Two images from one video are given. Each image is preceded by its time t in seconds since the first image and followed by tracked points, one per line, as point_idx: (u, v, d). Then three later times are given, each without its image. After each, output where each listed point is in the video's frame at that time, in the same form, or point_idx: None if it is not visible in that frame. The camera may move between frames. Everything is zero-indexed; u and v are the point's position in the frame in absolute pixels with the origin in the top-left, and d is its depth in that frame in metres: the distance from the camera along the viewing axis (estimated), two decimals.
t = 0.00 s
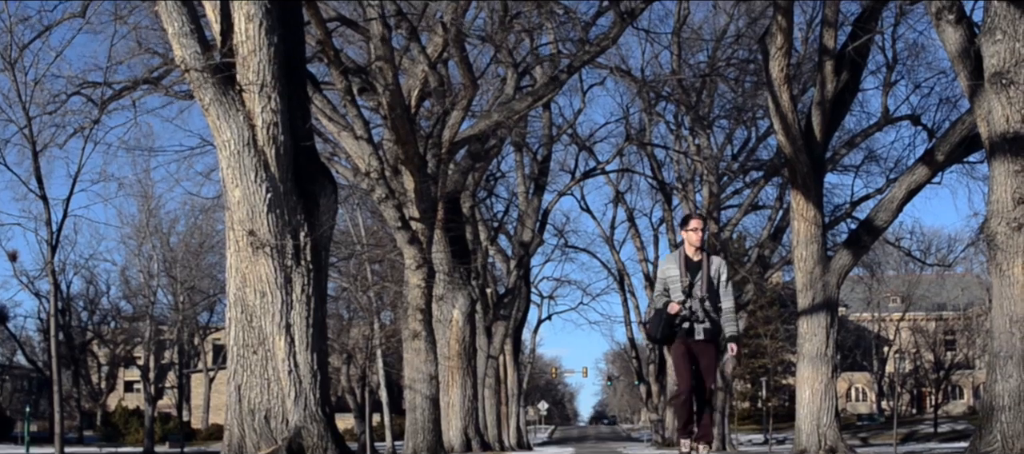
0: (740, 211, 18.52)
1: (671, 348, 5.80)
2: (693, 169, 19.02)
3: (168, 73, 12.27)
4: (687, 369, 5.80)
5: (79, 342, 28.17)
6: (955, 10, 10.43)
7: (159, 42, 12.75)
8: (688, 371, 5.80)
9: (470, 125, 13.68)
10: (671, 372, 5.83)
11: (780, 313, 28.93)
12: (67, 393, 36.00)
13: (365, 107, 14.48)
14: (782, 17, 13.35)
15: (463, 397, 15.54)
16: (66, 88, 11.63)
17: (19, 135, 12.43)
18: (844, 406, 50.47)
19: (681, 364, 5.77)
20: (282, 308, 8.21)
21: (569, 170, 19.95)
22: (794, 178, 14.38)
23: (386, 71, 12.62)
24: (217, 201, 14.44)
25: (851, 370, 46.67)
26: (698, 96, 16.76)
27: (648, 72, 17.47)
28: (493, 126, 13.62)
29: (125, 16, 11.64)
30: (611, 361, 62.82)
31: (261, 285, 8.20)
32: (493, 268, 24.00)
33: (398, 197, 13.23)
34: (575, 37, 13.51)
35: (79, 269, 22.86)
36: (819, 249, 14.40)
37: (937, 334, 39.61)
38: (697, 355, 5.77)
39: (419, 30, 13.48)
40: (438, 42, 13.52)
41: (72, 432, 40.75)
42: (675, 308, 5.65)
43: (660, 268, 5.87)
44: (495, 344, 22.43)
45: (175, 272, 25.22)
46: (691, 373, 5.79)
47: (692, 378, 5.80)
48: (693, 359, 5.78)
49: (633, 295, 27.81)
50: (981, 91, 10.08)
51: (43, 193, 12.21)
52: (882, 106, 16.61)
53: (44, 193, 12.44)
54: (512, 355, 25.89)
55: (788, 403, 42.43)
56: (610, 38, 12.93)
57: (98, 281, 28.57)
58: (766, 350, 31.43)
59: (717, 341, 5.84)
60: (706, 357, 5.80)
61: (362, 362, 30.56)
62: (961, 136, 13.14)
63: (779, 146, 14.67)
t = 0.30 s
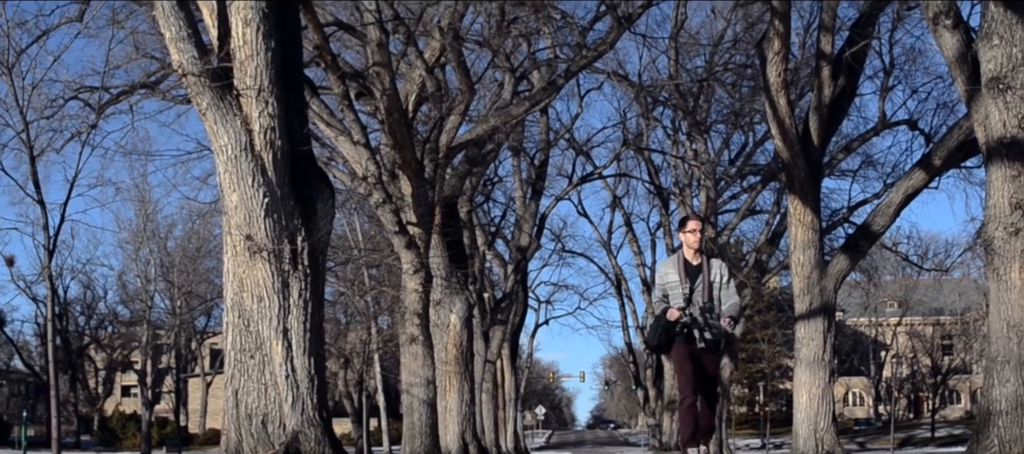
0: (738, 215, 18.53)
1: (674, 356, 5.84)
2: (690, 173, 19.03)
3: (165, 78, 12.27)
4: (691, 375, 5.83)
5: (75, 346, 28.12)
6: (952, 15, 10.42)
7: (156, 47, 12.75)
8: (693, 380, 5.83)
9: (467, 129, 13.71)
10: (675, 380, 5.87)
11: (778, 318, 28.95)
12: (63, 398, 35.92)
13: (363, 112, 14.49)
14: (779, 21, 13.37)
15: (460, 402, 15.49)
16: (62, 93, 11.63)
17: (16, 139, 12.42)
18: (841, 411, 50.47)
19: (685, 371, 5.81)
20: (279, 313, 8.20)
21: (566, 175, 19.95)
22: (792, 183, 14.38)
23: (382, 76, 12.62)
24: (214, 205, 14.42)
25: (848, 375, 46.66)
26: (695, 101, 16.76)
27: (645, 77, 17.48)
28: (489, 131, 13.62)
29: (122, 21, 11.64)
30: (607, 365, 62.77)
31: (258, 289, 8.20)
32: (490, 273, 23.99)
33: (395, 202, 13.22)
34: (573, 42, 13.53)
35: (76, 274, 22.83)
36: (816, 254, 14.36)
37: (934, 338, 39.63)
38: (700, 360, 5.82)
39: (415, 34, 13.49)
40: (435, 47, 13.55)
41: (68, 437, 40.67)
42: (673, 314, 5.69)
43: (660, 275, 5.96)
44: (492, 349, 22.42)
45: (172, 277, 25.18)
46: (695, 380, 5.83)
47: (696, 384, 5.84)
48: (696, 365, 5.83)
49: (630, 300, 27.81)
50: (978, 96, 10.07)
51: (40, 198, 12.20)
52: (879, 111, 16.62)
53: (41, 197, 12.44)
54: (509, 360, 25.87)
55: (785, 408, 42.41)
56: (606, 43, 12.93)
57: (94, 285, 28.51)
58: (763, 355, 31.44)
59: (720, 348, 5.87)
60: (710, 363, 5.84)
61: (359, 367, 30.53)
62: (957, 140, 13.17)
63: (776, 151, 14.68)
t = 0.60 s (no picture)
0: (734, 221, 18.53)
1: (674, 350, 5.84)
2: (688, 179, 19.04)
3: (162, 83, 12.27)
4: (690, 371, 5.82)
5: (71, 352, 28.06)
6: (949, 21, 10.45)
7: (153, 52, 12.75)
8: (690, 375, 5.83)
9: (464, 135, 13.73)
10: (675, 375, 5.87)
11: (774, 324, 28.96)
12: (59, 403, 35.84)
13: (359, 117, 14.48)
14: (776, 27, 13.40)
15: (458, 407, 15.12)
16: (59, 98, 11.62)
17: (13, 144, 12.41)
18: (838, 417, 50.48)
19: (684, 366, 5.81)
20: (276, 319, 8.19)
21: (563, 180, 19.95)
22: (788, 189, 14.40)
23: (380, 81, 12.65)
24: (211, 211, 14.41)
25: (845, 381, 46.67)
26: (692, 106, 16.78)
27: (642, 82, 17.49)
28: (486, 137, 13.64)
29: (120, 26, 11.64)
30: (605, 371, 62.71)
31: (255, 296, 8.15)
32: (487, 279, 23.98)
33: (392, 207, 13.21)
34: (570, 47, 13.54)
35: (73, 279, 22.79)
36: (813, 260, 14.43)
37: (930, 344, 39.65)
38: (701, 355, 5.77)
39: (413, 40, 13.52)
40: (432, 53, 13.56)
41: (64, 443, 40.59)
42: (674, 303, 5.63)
43: (661, 259, 5.91)
44: (489, 355, 22.39)
45: (169, 282, 25.15)
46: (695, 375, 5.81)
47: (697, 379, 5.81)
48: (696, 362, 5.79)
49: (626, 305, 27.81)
50: (975, 101, 10.08)
51: (36, 202, 12.18)
52: (876, 117, 16.63)
53: (38, 202, 12.43)
54: (506, 365, 25.84)
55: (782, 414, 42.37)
56: (604, 48, 12.96)
57: (91, 291, 28.46)
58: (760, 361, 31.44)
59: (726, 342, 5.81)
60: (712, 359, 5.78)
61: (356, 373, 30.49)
62: (954, 147, 13.19)
63: (773, 157, 14.70)
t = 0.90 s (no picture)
0: (731, 228, 18.53)
1: (683, 354, 5.93)
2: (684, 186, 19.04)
3: (158, 90, 12.27)
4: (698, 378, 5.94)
5: (67, 359, 27.99)
6: (945, 28, 10.45)
7: (150, 59, 12.75)
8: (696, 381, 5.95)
9: (460, 142, 13.74)
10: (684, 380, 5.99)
11: (771, 331, 28.97)
12: (56, 410, 35.75)
13: (356, 124, 14.48)
14: (772, 35, 13.41)
15: (454, 414, 15.02)
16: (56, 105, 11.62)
17: (9, 151, 12.40)
18: (835, 424, 50.46)
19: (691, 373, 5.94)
20: (273, 325, 8.16)
21: (559, 187, 19.94)
22: (784, 196, 14.43)
23: (377, 88, 12.65)
24: (207, 218, 14.39)
25: (841, 388, 46.68)
26: (688, 114, 16.78)
27: (639, 89, 17.50)
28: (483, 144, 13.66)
29: (116, 33, 11.64)
30: (601, 377, 62.67)
31: (252, 303, 8.14)
32: (484, 285, 23.96)
33: (388, 214, 13.20)
34: (567, 54, 13.55)
35: (70, 286, 22.74)
36: (810, 266, 14.38)
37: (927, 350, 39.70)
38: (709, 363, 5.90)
39: (409, 47, 13.52)
40: (429, 60, 13.56)
41: (60, 450, 40.49)
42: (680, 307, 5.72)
43: (667, 261, 5.97)
44: (485, 361, 22.36)
45: (165, 289, 25.11)
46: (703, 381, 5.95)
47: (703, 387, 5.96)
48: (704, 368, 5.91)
49: (623, 312, 27.80)
50: (972, 108, 10.09)
51: (32, 209, 12.17)
52: (872, 124, 16.65)
53: (35, 209, 12.41)
54: (502, 372, 25.81)
55: (778, 421, 42.35)
56: (600, 56, 12.97)
57: (87, 298, 28.40)
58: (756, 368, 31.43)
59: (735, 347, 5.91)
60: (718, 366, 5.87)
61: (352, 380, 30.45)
62: (950, 154, 13.22)
63: (769, 164, 14.70)
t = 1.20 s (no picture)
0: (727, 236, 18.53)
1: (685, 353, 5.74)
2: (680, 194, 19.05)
3: (155, 98, 12.26)
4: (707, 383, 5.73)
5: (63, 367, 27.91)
6: (941, 37, 10.46)
7: (146, 67, 12.74)
8: (705, 382, 5.72)
9: (457, 151, 13.74)
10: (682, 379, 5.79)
11: (767, 339, 28.98)
12: (51, 418, 35.64)
13: (352, 132, 14.47)
14: (768, 43, 13.41)
15: (450, 423, 14.98)
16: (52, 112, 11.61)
17: (5, 159, 12.38)
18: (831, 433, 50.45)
19: (696, 375, 5.72)
20: (268, 333, 8.16)
21: (556, 195, 19.94)
22: (780, 204, 14.41)
23: (373, 96, 12.65)
24: (203, 225, 14.36)
25: (838, 396, 46.67)
26: (685, 122, 16.78)
27: (635, 97, 17.50)
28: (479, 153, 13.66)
29: (113, 41, 11.64)
30: (597, 385, 62.61)
31: (248, 311, 8.13)
32: (480, 294, 23.94)
33: (384, 222, 13.18)
34: (563, 63, 13.56)
35: (66, 294, 22.70)
36: (806, 275, 14.33)
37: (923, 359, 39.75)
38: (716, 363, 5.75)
39: (406, 55, 13.52)
40: (425, 68, 13.56)
41: None
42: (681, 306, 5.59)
43: (665, 262, 5.89)
44: (481, 369, 22.33)
45: (161, 297, 25.06)
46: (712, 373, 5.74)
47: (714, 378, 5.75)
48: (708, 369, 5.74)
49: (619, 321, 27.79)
50: (967, 117, 10.10)
51: (28, 217, 12.14)
52: (868, 133, 16.66)
53: (31, 217, 12.40)
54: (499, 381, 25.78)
55: (774, 430, 42.34)
56: (596, 64, 12.98)
57: (83, 306, 28.33)
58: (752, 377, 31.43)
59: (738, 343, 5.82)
60: (723, 364, 5.76)
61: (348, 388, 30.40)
62: (946, 163, 13.25)
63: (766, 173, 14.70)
